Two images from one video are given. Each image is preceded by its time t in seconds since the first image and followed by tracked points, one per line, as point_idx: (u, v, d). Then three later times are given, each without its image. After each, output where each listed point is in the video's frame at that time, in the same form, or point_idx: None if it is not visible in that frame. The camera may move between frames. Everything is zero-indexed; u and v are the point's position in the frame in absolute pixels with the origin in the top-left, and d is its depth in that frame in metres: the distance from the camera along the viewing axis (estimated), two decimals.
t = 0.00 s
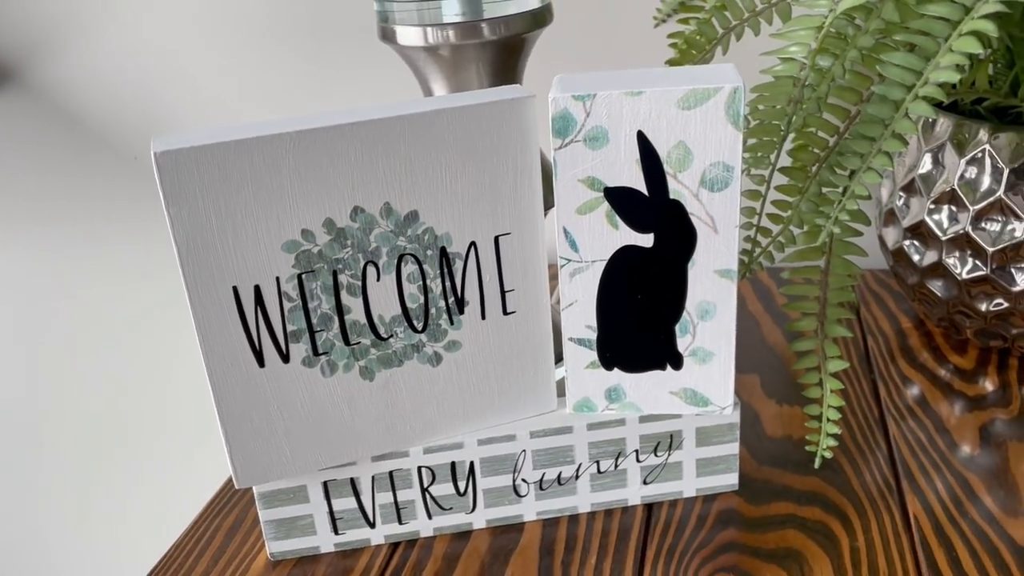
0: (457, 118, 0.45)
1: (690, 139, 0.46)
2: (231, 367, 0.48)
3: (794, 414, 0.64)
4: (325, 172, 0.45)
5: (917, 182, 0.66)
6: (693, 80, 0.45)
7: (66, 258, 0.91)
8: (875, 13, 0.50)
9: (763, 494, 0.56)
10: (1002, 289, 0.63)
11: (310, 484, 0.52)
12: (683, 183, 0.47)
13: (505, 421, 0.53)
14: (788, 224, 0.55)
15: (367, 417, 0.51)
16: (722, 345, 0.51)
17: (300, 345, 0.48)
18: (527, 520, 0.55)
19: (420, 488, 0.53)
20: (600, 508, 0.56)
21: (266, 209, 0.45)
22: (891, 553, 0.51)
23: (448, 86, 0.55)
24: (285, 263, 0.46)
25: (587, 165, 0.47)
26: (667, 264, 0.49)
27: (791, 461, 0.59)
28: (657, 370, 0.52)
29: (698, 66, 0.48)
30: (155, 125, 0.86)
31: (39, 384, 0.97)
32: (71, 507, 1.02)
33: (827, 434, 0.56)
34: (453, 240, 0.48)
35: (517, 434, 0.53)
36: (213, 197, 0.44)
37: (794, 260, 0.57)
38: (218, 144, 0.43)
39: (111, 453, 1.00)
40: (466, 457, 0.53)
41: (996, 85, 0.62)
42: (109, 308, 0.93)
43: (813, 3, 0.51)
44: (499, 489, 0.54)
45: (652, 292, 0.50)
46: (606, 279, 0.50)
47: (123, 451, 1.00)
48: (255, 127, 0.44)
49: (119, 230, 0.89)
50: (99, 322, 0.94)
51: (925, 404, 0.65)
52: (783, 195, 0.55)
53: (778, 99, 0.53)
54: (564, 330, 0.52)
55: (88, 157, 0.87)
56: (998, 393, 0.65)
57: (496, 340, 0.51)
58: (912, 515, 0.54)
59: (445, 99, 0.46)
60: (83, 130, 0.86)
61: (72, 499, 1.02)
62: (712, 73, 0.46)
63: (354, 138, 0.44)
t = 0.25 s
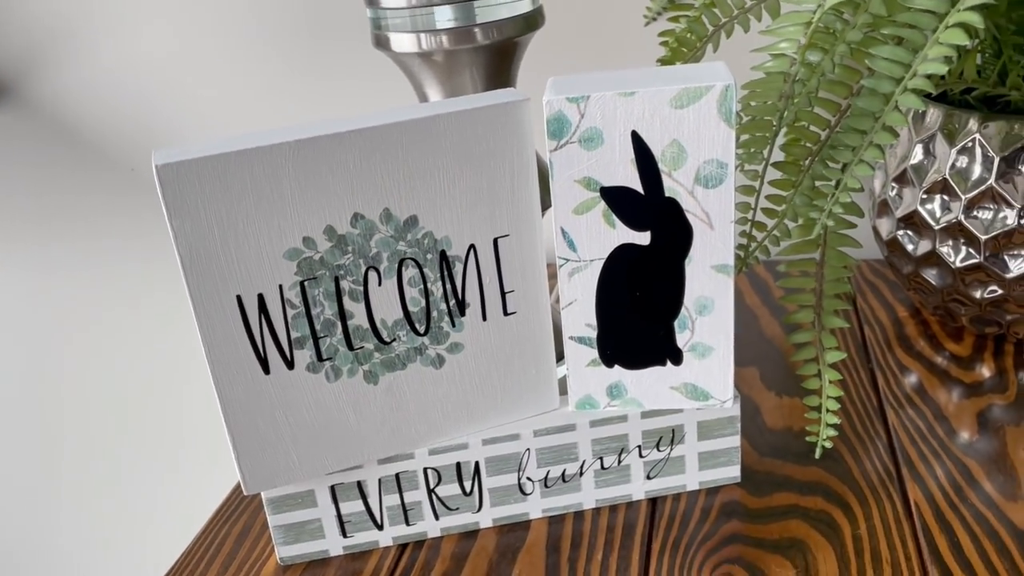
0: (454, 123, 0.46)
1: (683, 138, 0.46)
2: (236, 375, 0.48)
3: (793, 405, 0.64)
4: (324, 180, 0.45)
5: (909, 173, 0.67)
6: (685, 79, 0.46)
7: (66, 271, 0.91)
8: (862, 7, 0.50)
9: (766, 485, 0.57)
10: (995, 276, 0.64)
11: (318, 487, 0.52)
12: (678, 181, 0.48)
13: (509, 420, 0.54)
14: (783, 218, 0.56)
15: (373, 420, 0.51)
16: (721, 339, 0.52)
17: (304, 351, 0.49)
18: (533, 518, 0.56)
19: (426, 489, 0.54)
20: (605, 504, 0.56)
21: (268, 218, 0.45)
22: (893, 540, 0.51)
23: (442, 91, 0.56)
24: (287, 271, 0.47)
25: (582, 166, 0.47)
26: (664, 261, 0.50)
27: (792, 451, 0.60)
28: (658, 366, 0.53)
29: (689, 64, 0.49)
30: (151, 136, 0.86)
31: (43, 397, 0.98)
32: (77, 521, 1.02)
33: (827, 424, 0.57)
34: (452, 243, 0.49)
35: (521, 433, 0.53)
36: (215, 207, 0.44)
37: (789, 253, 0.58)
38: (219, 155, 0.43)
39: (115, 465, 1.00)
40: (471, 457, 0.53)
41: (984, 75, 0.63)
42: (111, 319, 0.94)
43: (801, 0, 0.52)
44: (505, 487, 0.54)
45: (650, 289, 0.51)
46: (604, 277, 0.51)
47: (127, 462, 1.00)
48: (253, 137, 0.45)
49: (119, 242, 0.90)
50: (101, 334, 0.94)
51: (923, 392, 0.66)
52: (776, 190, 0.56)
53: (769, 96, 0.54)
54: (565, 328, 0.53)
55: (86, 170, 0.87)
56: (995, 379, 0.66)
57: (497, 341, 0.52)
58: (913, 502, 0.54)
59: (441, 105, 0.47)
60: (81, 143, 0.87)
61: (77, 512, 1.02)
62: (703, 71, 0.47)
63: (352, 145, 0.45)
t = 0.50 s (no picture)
0: (452, 127, 0.46)
1: (680, 137, 0.47)
2: (242, 382, 0.49)
3: (793, 399, 0.65)
4: (325, 186, 0.45)
5: (903, 166, 0.67)
6: (679, 79, 0.46)
7: (67, 281, 0.92)
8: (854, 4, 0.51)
9: (768, 479, 0.57)
10: (991, 267, 0.64)
11: (324, 491, 0.53)
12: (675, 180, 0.48)
13: (512, 421, 0.54)
14: (779, 214, 0.56)
15: (377, 423, 0.52)
16: (721, 335, 0.53)
17: (308, 357, 0.49)
18: (538, 516, 0.56)
19: (432, 490, 0.54)
20: (609, 501, 0.57)
21: (270, 225, 0.46)
22: (896, 531, 0.52)
23: (439, 94, 0.56)
24: (290, 277, 0.47)
25: (580, 167, 0.48)
26: (663, 260, 0.50)
27: (794, 445, 0.60)
28: (659, 363, 0.53)
29: (684, 64, 0.49)
30: (149, 145, 0.86)
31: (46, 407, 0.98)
32: (86, 527, 1.03)
33: (828, 417, 0.57)
34: (453, 246, 0.49)
35: (524, 433, 0.54)
36: (217, 216, 0.45)
37: (786, 248, 0.58)
38: (220, 164, 0.43)
39: (122, 471, 1.01)
40: (475, 458, 0.54)
41: (976, 67, 0.63)
42: (112, 328, 0.94)
43: None
44: (510, 487, 0.55)
45: (650, 288, 0.51)
46: (604, 277, 0.51)
47: (134, 468, 1.01)
48: (253, 145, 0.45)
49: (119, 251, 0.90)
50: (103, 343, 0.95)
51: (922, 383, 0.66)
52: (773, 186, 0.57)
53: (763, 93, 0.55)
54: (566, 328, 0.53)
55: (84, 180, 0.88)
56: (993, 369, 0.67)
57: (499, 342, 0.52)
58: (915, 493, 0.55)
59: (438, 109, 0.47)
60: (78, 154, 0.87)
61: (87, 518, 1.03)
62: (698, 70, 0.47)
63: (352, 152, 0.45)
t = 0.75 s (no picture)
0: (446, 130, 0.46)
1: (673, 138, 0.47)
2: (239, 387, 0.49)
3: (789, 399, 0.65)
4: (320, 191, 0.46)
5: (897, 165, 0.67)
6: (672, 81, 0.46)
7: (63, 287, 0.92)
8: (846, 4, 0.51)
9: (765, 479, 0.57)
10: (986, 265, 0.64)
11: (322, 495, 0.53)
12: (669, 181, 0.48)
13: (509, 423, 0.54)
14: (774, 214, 0.56)
15: (374, 426, 0.52)
16: (716, 336, 0.53)
17: (305, 361, 0.49)
18: (536, 518, 0.56)
19: (430, 493, 0.54)
20: (607, 502, 0.57)
21: (265, 230, 0.46)
22: (893, 529, 0.52)
23: (433, 98, 0.56)
24: (286, 282, 0.47)
25: (574, 169, 0.48)
26: (658, 261, 0.51)
27: (790, 445, 0.60)
28: (655, 364, 0.53)
29: (676, 66, 0.49)
30: (144, 151, 0.87)
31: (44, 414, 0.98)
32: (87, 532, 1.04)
33: (824, 417, 0.57)
34: (448, 250, 0.49)
35: (521, 435, 0.54)
36: (212, 222, 0.45)
37: (781, 249, 0.58)
38: (214, 169, 0.44)
39: (121, 476, 1.01)
40: (473, 461, 0.54)
41: (969, 66, 0.63)
42: (109, 334, 0.94)
43: None
44: (507, 489, 0.55)
45: (645, 289, 0.51)
46: (599, 278, 0.51)
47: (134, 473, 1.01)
48: (248, 151, 0.45)
49: (114, 257, 0.90)
50: (100, 349, 0.95)
51: (918, 382, 0.66)
52: (766, 186, 0.57)
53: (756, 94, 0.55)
54: (562, 330, 0.53)
55: (80, 186, 0.88)
56: (988, 366, 0.67)
57: (496, 344, 0.53)
58: (912, 491, 0.55)
59: (432, 113, 0.47)
60: (73, 160, 0.87)
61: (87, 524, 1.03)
62: (690, 72, 0.47)
63: (347, 156, 0.45)
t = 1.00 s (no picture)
0: (439, 133, 0.47)
1: (665, 142, 0.47)
2: (231, 388, 0.49)
3: (781, 401, 0.65)
4: (312, 193, 0.46)
5: (890, 168, 0.68)
6: (663, 85, 0.47)
7: (60, 288, 0.92)
8: (837, 8, 0.51)
9: (757, 481, 0.58)
10: (978, 268, 0.65)
11: (314, 495, 0.53)
12: (661, 184, 0.48)
13: (502, 424, 0.54)
14: (766, 217, 0.56)
15: (367, 428, 0.52)
16: (708, 338, 0.53)
17: (297, 362, 0.49)
18: (528, 520, 0.56)
19: (422, 494, 0.54)
20: (599, 503, 0.57)
21: (257, 231, 0.46)
22: (883, 531, 0.52)
23: (427, 100, 0.56)
24: (278, 283, 0.47)
25: (566, 172, 0.48)
26: (649, 264, 0.51)
27: (782, 447, 0.61)
28: (646, 366, 0.54)
29: (668, 69, 0.50)
30: (140, 152, 0.87)
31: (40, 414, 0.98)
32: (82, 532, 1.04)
33: (815, 419, 0.58)
34: (440, 251, 0.50)
35: (513, 437, 0.54)
36: (205, 223, 0.45)
37: (773, 252, 0.58)
38: (207, 171, 0.44)
39: (117, 476, 1.01)
40: (465, 462, 0.54)
41: (961, 70, 0.64)
42: (105, 334, 0.94)
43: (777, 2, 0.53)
44: (500, 490, 0.55)
45: (636, 291, 0.52)
46: (591, 281, 0.52)
47: (129, 474, 1.01)
48: (242, 153, 0.46)
49: (111, 257, 0.91)
50: (96, 349, 0.95)
51: (911, 385, 0.67)
52: (759, 189, 0.57)
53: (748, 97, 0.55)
54: (554, 332, 0.53)
55: (76, 187, 0.88)
56: (980, 369, 0.67)
57: (488, 346, 0.53)
58: (902, 493, 0.55)
59: (424, 116, 0.48)
60: (70, 161, 0.87)
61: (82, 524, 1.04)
62: (682, 76, 0.48)
63: (339, 158, 0.46)
